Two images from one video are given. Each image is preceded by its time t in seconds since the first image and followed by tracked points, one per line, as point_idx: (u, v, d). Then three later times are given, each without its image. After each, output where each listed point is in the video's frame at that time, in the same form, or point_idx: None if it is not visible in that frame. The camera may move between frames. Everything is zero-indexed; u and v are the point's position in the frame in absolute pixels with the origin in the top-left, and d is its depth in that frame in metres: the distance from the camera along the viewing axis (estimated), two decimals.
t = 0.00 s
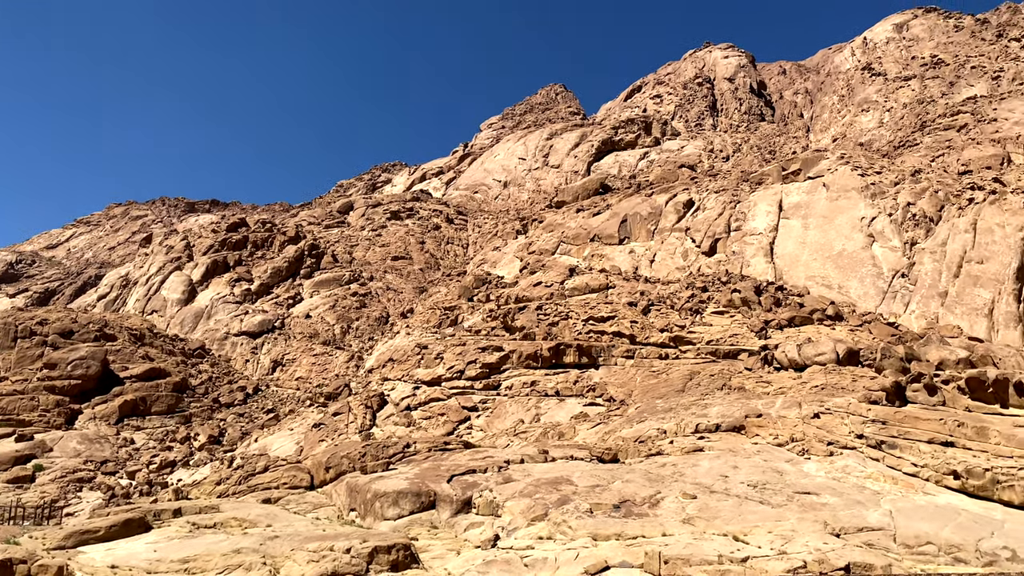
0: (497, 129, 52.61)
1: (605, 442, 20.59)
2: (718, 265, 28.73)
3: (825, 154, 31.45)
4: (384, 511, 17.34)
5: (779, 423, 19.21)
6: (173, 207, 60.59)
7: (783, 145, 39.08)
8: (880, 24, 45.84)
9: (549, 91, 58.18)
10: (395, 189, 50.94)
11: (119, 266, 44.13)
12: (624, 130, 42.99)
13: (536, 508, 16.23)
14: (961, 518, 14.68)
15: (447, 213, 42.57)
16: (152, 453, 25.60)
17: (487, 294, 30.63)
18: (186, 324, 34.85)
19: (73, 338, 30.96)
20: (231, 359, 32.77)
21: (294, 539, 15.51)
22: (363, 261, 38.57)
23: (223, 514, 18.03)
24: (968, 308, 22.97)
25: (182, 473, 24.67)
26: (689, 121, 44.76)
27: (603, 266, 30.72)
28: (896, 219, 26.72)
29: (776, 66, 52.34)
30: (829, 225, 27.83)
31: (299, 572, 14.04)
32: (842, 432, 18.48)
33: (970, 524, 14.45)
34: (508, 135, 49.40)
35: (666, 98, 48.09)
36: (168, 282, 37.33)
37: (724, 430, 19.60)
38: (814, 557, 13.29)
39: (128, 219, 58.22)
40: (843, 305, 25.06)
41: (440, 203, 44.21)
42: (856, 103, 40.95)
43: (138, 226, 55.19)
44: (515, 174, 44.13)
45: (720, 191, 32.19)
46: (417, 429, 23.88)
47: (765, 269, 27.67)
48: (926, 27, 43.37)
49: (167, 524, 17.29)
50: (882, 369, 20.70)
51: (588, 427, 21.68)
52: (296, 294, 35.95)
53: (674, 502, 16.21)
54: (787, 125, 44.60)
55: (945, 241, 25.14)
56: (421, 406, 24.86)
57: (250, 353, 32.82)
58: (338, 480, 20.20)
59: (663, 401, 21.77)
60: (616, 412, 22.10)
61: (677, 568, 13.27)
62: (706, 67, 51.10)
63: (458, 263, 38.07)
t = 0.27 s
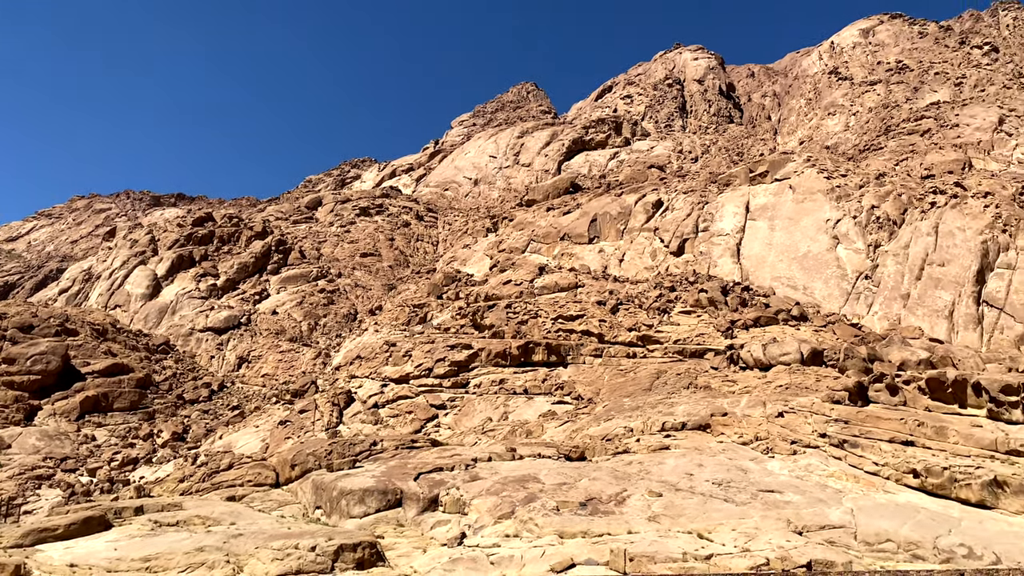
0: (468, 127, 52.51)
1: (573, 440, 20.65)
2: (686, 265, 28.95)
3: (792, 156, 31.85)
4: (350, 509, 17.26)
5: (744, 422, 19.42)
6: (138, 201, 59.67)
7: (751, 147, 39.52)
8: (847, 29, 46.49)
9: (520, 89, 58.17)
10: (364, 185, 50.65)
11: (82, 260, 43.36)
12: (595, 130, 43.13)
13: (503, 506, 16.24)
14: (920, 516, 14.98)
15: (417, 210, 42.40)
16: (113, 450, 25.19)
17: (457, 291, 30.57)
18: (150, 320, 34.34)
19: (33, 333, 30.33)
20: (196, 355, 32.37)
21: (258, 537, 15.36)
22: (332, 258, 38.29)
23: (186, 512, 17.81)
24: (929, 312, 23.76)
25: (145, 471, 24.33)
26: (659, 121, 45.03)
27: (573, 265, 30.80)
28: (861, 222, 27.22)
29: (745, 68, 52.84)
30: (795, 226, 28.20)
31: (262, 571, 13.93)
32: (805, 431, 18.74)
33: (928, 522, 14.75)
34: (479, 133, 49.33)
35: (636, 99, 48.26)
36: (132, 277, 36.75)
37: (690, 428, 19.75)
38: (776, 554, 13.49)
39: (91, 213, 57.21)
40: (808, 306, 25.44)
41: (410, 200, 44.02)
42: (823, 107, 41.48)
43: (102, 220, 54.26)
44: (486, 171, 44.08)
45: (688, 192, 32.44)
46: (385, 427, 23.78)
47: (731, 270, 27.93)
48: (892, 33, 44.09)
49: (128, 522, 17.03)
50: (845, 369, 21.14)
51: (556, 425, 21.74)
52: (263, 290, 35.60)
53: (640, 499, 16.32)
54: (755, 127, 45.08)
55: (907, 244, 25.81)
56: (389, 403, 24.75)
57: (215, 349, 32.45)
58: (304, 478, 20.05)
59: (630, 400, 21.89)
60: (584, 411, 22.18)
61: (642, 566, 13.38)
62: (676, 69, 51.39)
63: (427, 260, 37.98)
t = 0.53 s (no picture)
0: (435, 123, 52.34)
1: (538, 437, 20.71)
2: (651, 264, 29.16)
3: (756, 158, 32.22)
4: (313, 507, 17.10)
5: (707, 420, 19.62)
6: (98, 193, 58.56)
7: (717, 148, 39.92)
8: (811, 33, 47.15)
9: (488, 87, 58.07)
10: (330, 180, 50.26)
11: (39, 252, 42.44)
12: (562, 129, 43.20)
13: (467, 503, 16.23)
14: (877, 513, 15.29)
15: (383, 206, 42.17)
16: (70, 447, 24.72)
17: (423, 288, 30.46)
18: (110, 315, 33.74)
19: None
20: (156, 350, 31.88)
21: (219, 535, 15.18)
22: (296, 253, 37.93)
23: (145, 510, 17.52)
24: (888, 312, 24.61)
25: (103, 468, 23.93)
26: (626, 121, 45.29)
27: (539, 263, 30.85)
28: (822, 223, 27.72)
29: (710, 70, 53.33)
30: (758, 227, 28.54)
31: (223, 570, 13.78)
32: (766, 429, 19.00)
33: (885, 518, 15.06)
34: (447, 129, 49.19)
35: (604, 99, 48.33)
36: (91, 271, 36.05)
37: (653, 426, 19.89)
38: (737, 551, 13.68)
39: (49, 205, 56.02)
40: (771, 306, 25.80)
41: (377, 196, 43.78)
42: (787, 109, 42.02)
43: (60, 212, 53.17)
44: (453, 168, 43.98)
45: (654, 192, 32.68)
46: (349, 424, 23.66)
47: (696, 270, 28.17)
48: (855, 37, 44.83)
49: (85, 521, 16.72)
50: (806, 369, 21.47)
51: (521, 423, 21.77)
52: (226, 286, 35.16)
53: (603, 497, 16.42)
54: (720, 128, 45.57)
55: (868, 245, 26.58)
56: (354, 401, 24.60)
57: (176, 345, 31.98)
58: (266, 476, 19.85)
59: (595, 398, 22.00)
60: (549, 408, 22.25)
61: (605, 563, 13.49)
62: (643, 69, 51.59)
63: (393, 257, 37.83)
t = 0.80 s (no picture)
0: (399, 119, 52.06)
1: (500, 435, 20.74)
2: (614, 263, 29.35)
3: (718, 159, 32.58)
4: (271, 505, 16.90)
5: (667, 418, 19.79)
6: (52, 185, 57.25)
7: (679, 149, 40.32)
8: (773, 36, 47.75)
9: (453, 83, 57.84)
10: (292, 175, 49.75)
11: None
12: (527, 127, 43.16)
13: (428, 501, 16.20)
14: (832, 510, 15.58)
15: (346, 202, 41.85)
16: (21, 445, 24.15)
17: (385, 285, 30.31)
18: (63, 309, 33.02)
19: None
20: (112, 346, 31.30)
21: (174, 534, 14.96)
22: (257, 248, 37.48)
23: (98, 508, 17.20)
24: (844, 311, 25.24)
25: (55, 465, 23.48)
26: (590, 120, 45.47)
27: (503, 261, 30.85)
28: (781, 225, 28.14)
29: (674, 71, 53.76)
30: (719, 228, 28.87)
31: (178, 569, 13.60)
32: (725, 427, 19.22)
33: (839, 515, 15.36)
34: (411, 126, 48.94)
35: (568, 98, 48.02)
36: (44, 264, 35.24)
37: (614, 424, 20.01)
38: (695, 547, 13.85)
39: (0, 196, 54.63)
40: (730, 305, 26.12)
41: (339, 191, 43.42)
42: (748, 112, 42.55)
43: (12, 204, 51.88)
44: (417, 165, 43.79)
45: (618, 192, 32.89)
46: (309, 421, 23.48)
47: (657, 269, 28.39)
48: (815, 42, 45.52)
49: (35, 519, 16.35)
50: (764, 368, 21.80)
51: (483, 421, 21.79)
52: (184, 281, 34.61)
53: (564, 494, 16.50)
54: (683, 129, 46.03)
55: (825, 247, 27.13)
56: (314, 398, 24.39)
57: (132, 341, 31.43)
58: (224, 474, 19.60)
59: (557, 396, 22.09)
60: (511, 406, 22.30)
61: (564, 560, 13.58)
62: (607, 69, 51.64)
63: (356, 253, 37.62)
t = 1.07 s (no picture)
0: (360, 115, 51.64)
1: (458, 433, 20.72)
2: (574, 263, 29.49)
3: (677, 161, 32.91)
4: (225, 504, 16.66)
5: (624, 416, 19.93)
6: None
7: (639, 150, 40.66)
8: (732, 40, 48.33)
9: (414, 80, 57.52)
10: (250, 169, 49.08)
11: None
12: (489, 126, 42.92)
13: (384, 499, 16.11)
14: (784, 507, 15.85)
15: (304, 197, 41.40)
16: None
17: (343, 282, 30.07)
18: (11, 303, 32.16)
19: None
20: (61, 341, 30.59)
21: (125, 533, 14.67)
22: (212, 243, 36.89)
23: (45, 507, 16.78)
24: (797, 312, 25.71)
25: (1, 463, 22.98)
26: (551, 120, 45.60)
27: (463, 259, 30.78)
28: (738, 227, 28.54)
29: (634, 73, 54.14)
30: (677, 229, 29.19)
31: (128, 569, 13.36)
32: (681, 425, 19.42)
33: (792, 513, 15.63)
34: (371, 121, 48.58)
35: (530, 98, 47.97)
36: None
37: (572, 422, 20.09)
38: (650, 544, 13.99)
39: None
40: (687, 306, 26.40)
41: (298, 186, 42.93)
42: (707, 115, 43.06)
43: None
44: (377, 161, 43.51)
45: (578, 191, 33.05)
46: (265, 419, 23.23)
47: (616, 269, 28.58)
48: (773, 47, 46.21)
49: None
50: (719, 367, 22.10)
51: (441, 419, 21.75)
52: (137, 275, 33.93)
53: (522, 492, 16.54)
54: (643, 131, 46.43)
55: (780, 249, 27.58)
56: (270, 395, 24.10)
57: (83, 336, 30.74)
58: (176, 472, 19.27)
59: (516, 394, 22.12)
60: (469, 405, 22.27)
61: (521, 558, 13.64)
62: (569, 69, 51.62)
63: (314, 250, 37.31)
